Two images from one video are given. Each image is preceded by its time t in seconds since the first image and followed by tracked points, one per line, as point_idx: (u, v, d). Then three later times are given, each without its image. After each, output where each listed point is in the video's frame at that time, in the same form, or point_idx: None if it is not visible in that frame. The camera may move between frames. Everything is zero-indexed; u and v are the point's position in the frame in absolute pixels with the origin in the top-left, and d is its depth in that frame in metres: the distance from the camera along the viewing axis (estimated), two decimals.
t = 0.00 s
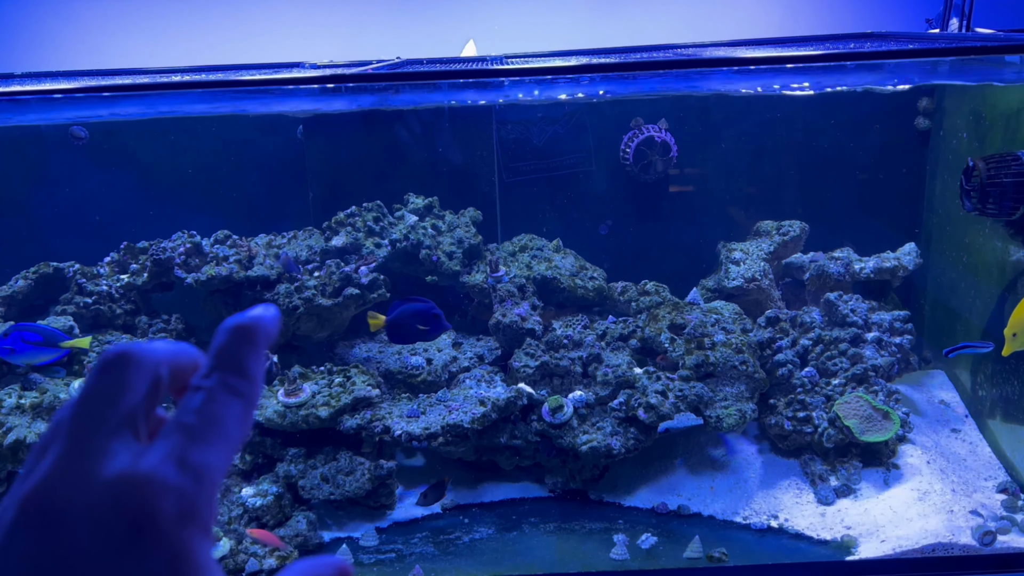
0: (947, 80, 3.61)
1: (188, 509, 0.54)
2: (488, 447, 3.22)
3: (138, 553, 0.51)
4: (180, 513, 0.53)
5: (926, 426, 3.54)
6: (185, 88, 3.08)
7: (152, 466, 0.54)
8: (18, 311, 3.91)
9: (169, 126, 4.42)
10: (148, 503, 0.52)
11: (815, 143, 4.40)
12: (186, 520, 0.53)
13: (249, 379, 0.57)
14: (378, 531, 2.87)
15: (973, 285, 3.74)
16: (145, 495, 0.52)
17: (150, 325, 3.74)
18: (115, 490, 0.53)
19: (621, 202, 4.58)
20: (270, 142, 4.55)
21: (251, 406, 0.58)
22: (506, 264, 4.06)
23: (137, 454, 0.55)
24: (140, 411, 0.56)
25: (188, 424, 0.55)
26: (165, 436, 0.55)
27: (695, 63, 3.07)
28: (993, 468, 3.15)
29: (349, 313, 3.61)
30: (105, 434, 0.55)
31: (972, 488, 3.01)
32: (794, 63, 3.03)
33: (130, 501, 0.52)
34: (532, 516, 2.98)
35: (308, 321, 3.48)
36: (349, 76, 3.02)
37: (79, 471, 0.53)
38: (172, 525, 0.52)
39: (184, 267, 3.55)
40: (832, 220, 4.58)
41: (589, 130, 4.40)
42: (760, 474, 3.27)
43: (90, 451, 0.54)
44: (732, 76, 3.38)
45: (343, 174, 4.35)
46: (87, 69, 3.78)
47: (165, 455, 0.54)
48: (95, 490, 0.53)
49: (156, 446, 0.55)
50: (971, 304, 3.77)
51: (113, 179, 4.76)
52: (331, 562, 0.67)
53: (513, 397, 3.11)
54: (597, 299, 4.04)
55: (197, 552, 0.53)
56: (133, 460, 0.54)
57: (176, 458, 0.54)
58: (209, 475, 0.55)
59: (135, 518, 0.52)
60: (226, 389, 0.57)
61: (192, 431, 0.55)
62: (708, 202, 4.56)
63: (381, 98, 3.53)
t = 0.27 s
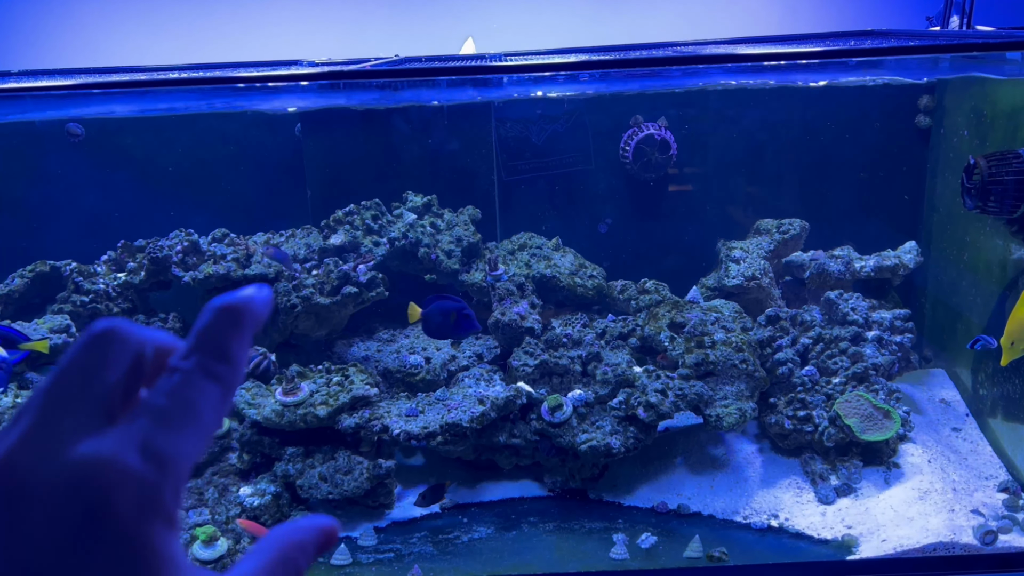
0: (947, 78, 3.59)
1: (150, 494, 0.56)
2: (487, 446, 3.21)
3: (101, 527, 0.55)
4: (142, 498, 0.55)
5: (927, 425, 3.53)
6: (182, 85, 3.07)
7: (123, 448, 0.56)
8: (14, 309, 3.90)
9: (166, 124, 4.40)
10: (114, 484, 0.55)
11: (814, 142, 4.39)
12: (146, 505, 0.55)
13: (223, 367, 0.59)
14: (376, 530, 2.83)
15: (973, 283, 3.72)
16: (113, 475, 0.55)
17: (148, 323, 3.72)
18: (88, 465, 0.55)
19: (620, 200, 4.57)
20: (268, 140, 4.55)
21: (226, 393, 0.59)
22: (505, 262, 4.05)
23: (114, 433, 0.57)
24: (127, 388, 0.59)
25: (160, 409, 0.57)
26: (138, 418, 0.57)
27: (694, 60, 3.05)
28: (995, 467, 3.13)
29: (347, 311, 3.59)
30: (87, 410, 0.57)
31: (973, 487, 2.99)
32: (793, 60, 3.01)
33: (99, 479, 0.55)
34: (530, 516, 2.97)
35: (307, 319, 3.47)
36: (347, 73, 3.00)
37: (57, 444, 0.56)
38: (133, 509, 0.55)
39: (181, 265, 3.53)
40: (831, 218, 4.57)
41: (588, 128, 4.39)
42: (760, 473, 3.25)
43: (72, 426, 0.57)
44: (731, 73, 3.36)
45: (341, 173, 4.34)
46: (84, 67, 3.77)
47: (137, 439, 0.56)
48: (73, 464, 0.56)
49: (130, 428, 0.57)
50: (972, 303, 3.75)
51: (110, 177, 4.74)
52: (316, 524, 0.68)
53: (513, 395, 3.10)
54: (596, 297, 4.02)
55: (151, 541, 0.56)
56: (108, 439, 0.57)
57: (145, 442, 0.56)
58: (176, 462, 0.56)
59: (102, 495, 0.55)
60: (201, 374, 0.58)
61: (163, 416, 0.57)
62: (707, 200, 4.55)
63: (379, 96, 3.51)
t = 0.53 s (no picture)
0: (948, 77, 3.59)
1: (162, 473, 0.52)
2: (487, 445, 3.20)
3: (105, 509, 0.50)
4: (152, 476, 0.51)
5: (926, 424, 3.53)
6: (180, 84, 3.06)
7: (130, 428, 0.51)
8: (12, 308, 3.88)
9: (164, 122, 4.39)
10: (122, 464, 0.50)
11: (814, 141, 4.38)
12: (156, 484, 0.51)
13: (233, 369, 0.58)
14: (375, 530, 2.85)
15: (973, 283, 3.72)
16: (119, 455, 0.50)
17: (146, 323, 3.72)
18: (92, 449, 0.50)
19: (619, 199, 4.57)
20: (267, 138, 4.54)
21: (232, 395, 0.57)
22: (504, 262, 4.04)
23: (119, 418, 0.53)
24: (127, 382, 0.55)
25: (171, 398, 0.54)
26: (145, 406, 0.53)
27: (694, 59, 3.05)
28: (994, 467, 3.13)
29: (346, 310, 3.57)
30: (87, 397, 0.53)
31: (973, 487, 2.99)
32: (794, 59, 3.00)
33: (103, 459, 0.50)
34: (530, 515, 2.96)
35: (305, 318, 3.46)
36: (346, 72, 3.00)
37: (53, 428, 0.51)
38: (145, 485, 0.51)
39: (180, 264, 3.54)
40: (831, 218, 4.57)
41: (587, 127, 4.39)
42: (760, 473, 3.25)
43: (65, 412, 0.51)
44: (731, 73, 3.35)
45: (340, 171, 4.33)
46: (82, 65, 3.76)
47: (148, 420, 0.52)
48: (72, 449, 0.50)
49: (138, 413, 0.53)
50: (971, 302, 3.75)
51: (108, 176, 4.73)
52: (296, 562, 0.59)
53: (513, 395, 3.08)
54: (595, 297, 4.02)
55: (161, 519, 0.51)
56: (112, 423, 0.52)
57: (158, 425, 0.52)
58: (185, 447, 0.53)
59: (108, 474, 0.50)
60: (213, 375, 0.56)
61: (174, 405, 0.53)
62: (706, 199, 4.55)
63: (378, 94, 3.50)
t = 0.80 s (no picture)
0: (948, 77, 3.58)
1: (172, 486, 0.50)
2: (484, 446, 3.19)
3: (120, 524, 0.49)
4: (163, 489, 0.50)
5: (926, 425, 3.52)
6: (177, 82, 3.04)
7: (140, 441, 0.51)
8: (7, 307, 3.87)
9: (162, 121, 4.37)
10: (130, 479, 0.49)
11: (813, 141, 4.38)
12: (167, 496, 0.50)
13: (241, 379, 0.56)
14: (372, 531, 2.84)
15: (973, 284, 3.71)
16: (130, 468, 0.50)
17: (143, 321, 3.70)
18: (104, 464, 0.50)
19: (618, 199, 4.55)
20: (265, 136, 4.53)
21: (241, 405, 0.55)
22: (503, 262, 4.02)
23: (130, 432, 0.52)
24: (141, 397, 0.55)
25: (178, 411, 0.53)
26: (156, 419, 0.52)
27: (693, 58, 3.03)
28: (994, 467, 3.12)
29: (344, 310, 3.56)
30: (99, 412, 0.52)
31: (972, 488, 2.98)
32: (794, 58, 2.99)
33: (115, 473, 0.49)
34: (528, 516, 2.95)
35: (302, 317, 3.45)
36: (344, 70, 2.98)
37: (68, 443, 0.51)
38: (156, 498, 0.50)
39: (176, 263, 3.56)
40: (830, 218, 4.56)
41: (586, 126, 4.38)
42: (759, 474, 3.23)
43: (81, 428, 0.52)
44: (731, 72, 3.34)
45: (338, 169, 4.31)
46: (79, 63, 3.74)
47: (156, 434, 0.51)
48: (85, 465, 0.50)
49: (148, 426, 0.52)
50: (971, 303, 3.74)
51: (105, 174, 4.71)
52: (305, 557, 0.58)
53: (509, 396, 3.08)
54: (594, 296, 4.00)
55: (174, 531, 0.50)
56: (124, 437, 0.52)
57: (166, 438, 0.51)
58: (195, 459, 0.52)
59: (120, 487, 0.49)
60: (220, 386, 0.55)
61: (183, 417, 0.53)
62: (706, 199, 4.53)
63: (376, 92, 3.48)
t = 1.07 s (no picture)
0: (948, 78, 3.57)
1: (172, 518, 0.48)
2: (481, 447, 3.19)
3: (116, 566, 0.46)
4: (162, 524, 0.47)
5: (924, 427, 3.51)
6: (173, 80, 3.02)
7: (139, 473, 0.49)
8: (1, 305, 3.85)
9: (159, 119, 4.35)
10: (130, 512, 0.47)
11: (812, 141, 4.37)
12: (168, 530, 0.47)
13: (238, 406, 0.55)
14: (368, 532, 2.81)
15: (972, 286, 3.70)
16: (129, 501, 0.47)
17: (137, 321, 3.69)
18: (101, 500, 0.48)
19: (617, 199, 4.54)
20: (262, 134, 4.51)
21: (238, 432, 0.54)
22: (501, 262, 3.99)
23: (129, 464, 0.50)
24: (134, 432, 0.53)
25: (177, 439, 0.51)
26: (152, 449, 0.50)
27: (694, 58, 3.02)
28: (992, 470, 3.12)
29: (340, 310, 3.55)
30: (95, 446, 0.51)
31: (971, 490, 2.97)
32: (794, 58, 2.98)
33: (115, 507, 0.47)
34: (525, 517, 2.93)
35: (299, 317, 3.42)
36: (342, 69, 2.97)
37: (67, 479, 0.49)
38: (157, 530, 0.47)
39: (172, 261, 3.51)
40: (829, 219, 4.55)
41: (585, 125, 4.37)
42: (756, 475, 3.22)
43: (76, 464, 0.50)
44: (731, 72, 3.33)
45: (335, 168, 4.29)
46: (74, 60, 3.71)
47: (152, 466, 0.49)
48: (82, 501, 0.48)
49: (146, 456, 0.50)
50: (970, 305, 3.73)
51: (100, 172, 4.69)
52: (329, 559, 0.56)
53: (507, 397, 3.05)
54: (592, 296, 3.98)
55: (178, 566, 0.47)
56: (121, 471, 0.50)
57: (164, 466, 0.49)
58: (194, 489, 0.50)
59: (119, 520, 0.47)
60: (217, 411, 0.54)
61: (180, 445, 0.51)
62: (705, 199, 4.52)
63: (374, 91, 3.47)
